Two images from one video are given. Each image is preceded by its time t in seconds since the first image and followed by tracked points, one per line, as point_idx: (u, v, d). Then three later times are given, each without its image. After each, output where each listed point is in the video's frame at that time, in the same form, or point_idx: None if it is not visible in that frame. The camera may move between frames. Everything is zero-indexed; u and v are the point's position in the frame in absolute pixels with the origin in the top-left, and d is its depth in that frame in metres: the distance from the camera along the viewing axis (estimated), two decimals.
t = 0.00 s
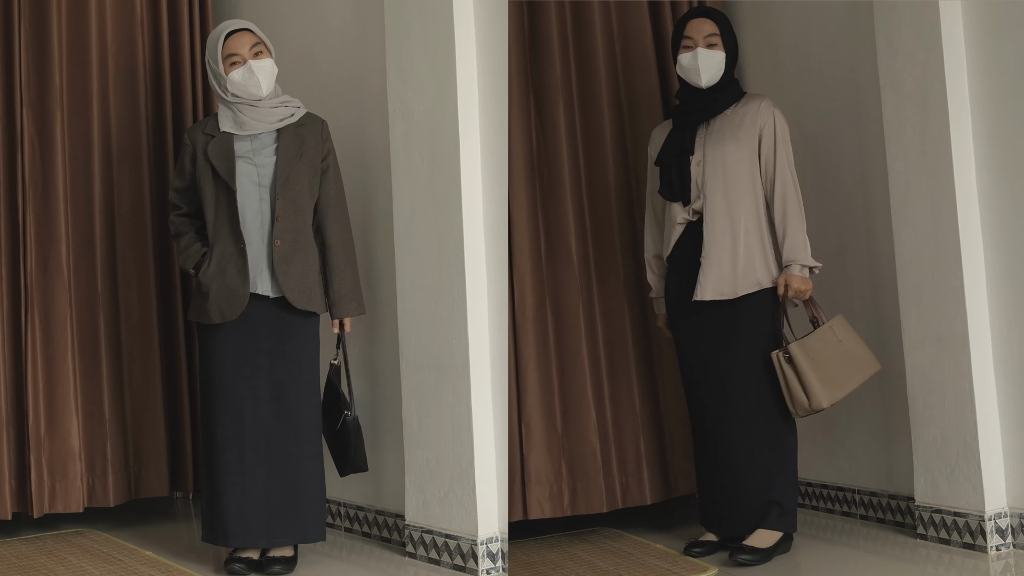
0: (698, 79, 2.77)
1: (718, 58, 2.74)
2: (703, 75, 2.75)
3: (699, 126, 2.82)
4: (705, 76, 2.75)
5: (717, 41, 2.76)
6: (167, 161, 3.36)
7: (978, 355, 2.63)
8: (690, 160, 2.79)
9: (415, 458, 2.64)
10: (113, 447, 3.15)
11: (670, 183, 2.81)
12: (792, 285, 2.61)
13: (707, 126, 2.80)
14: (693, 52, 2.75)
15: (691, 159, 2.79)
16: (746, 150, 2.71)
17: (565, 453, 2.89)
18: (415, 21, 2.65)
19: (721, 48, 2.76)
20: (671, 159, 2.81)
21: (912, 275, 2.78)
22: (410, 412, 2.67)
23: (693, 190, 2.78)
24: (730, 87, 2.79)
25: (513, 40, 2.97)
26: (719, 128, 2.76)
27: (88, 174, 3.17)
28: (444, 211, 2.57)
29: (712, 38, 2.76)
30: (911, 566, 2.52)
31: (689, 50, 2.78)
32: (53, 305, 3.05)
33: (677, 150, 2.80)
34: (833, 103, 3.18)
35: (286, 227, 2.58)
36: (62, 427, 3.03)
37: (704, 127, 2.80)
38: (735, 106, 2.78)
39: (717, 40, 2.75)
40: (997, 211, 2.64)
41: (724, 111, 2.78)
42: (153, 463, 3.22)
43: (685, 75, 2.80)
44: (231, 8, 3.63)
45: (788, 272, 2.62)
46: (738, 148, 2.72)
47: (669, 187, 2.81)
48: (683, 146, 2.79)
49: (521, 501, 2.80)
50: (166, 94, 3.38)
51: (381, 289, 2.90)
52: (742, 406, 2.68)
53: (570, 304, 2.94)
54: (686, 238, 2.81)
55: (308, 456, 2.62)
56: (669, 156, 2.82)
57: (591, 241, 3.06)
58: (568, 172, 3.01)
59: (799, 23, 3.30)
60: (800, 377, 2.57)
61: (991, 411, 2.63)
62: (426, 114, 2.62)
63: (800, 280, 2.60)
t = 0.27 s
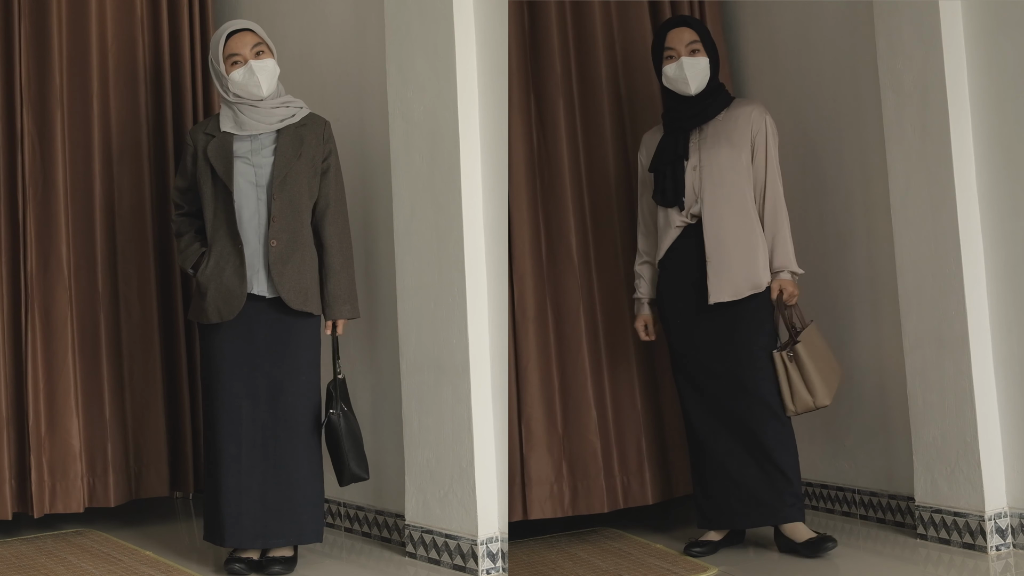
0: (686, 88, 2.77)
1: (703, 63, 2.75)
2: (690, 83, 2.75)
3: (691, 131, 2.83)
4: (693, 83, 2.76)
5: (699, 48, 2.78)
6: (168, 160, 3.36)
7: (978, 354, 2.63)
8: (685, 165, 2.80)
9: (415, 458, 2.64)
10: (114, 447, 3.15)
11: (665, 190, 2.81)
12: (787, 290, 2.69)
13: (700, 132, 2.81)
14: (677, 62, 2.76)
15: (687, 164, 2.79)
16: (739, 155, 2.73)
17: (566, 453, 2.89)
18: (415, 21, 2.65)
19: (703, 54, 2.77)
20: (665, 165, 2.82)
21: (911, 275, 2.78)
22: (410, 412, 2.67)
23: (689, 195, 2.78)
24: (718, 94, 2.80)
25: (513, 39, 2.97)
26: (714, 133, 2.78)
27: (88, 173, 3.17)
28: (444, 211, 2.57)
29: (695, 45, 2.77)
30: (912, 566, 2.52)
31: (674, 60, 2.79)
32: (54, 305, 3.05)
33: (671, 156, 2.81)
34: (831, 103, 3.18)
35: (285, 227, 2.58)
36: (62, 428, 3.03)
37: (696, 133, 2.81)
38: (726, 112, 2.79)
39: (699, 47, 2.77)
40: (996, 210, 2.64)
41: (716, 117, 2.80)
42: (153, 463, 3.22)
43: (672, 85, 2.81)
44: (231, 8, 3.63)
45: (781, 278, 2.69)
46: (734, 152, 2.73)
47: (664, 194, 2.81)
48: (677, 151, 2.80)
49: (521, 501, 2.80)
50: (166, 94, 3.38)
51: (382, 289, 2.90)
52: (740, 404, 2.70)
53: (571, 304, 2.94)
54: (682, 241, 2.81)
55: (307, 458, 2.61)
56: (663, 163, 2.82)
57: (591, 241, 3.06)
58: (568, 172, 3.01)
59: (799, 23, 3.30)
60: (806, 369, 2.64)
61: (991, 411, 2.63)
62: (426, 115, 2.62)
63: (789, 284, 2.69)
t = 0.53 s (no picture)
0: (683, 93, 2.78)
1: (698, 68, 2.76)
2: (688, 90, 2.76)
3: (691, 133, 2.83)
4: (691, 91, 2.76)
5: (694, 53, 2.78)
6: (168, 160, 3.36)
7: (978, 355, 2.63)
8: (686, 165, 2.79)
9: (415, 458, 2.64)
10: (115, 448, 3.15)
11: (666, 190, 2.80)
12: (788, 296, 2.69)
13: (701, 133, 2.81)
14: (674, 70, 2.77)
15: (688, 165, 2.79)
16: (740, 157, 2.73)
17: (566, 453, 2.89)
18: (415, 21, 2.65)
19: (698, 60, 2.78)
20: (666, 165, 2.81)
21: (912, 275, 2.78)
22: (410, 412, 2.67)
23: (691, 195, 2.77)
24: (716, 97, 2.80)
25: (513, 39, 2.97)
26: (715, 134, 2.78)
27: (88, 173, 3.17)
28: (445, 211, 2.57)
29: (689, 52, 2.78)
30: (911, 566, 2.52)
31: (670, 68, 2.80)
32: (54, 305, 3.05)
33: (672, 156, 2.81)
34: (830, 102, 3.18)
35: (286, 228, 2.59)
36: (63, 428, 3.03)
37: (697, 134, 2.81)
38: (726, 114, 2.79)
39: (694, 53, 2.78)
40: (996, 210, 2.64)
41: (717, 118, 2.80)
42: (154, 463, 3.22)
43: (670, 93, 2.82)
44: (231, 8, 3.63)
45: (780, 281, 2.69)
46: (734, 153, 2.73)
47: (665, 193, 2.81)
48: (679, 151, 2.79)
49: (521, 501, 2.80)
50: (165, 94, 3.38)
51: (382, 289, 2.90)
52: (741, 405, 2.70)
53: (571, 304, 2.94)
54: (682, 241, 2.80)
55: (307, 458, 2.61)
56: (664, 163, 2.82)
57: (591, 240, 3.06)
58: (569, 172, 3.01)
59: (799, 24, 3.30)
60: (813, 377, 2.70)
61: (991, 411, 2.63)
62: (426, 115, 2.62)
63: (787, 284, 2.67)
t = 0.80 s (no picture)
0: (685, 93, 2.78)
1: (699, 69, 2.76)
2: (690, 90, 2.76)
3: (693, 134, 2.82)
4: (693, 91, 2.76)
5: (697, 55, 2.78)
6: (168, 160, 3.36)
7: (978, 355, 2.63)
8: (688, 165, 2.78)
9: (415, 458, 2.64)
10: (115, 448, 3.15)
11: (666, 189, 2.80)
12: (792, 295, 2.71)
13: (702, 133, 2.81)
14: (676, 69, 2.77)
15: (690, 164, 2.78)
16: (742, 158, 2.74)
17: (566, 453, 2.89)
18: (415, 21, 2.65)
19: (701, 61, 2.78)
20: (667, 164, 2.81)
21: (911, 275, 2.78)
22: (410, 412, 2.67)
23: (692, 195, 2.77)
24: (719, 98, 2.82)
25: (513, 39, 2.97)
26: (717, 134, 2.78)
27: (88, 173, 3.17)
28: (446, 211, 2.57)
29: (692, 52, 2.78)
30: (912, 566, 2.52)
31: (672, 67, 2.80)
32: (54, 304, 3.05)
33: (674, 156, 2.80)
34: (830, 102, 3.19)
35: (285, 227, 2.58)
36: (64, 427, 3.03)
37: (698, 134, 2.81)
38: (728, 116, 2.80)
39: (696, 53, 2.78)
40: (996, 210, 2.64)
41: (718, 119, 2.80)
42: (153, 463, 3.22)
43: (672, 92, 2.82)
44: (231, 8, 3.63)
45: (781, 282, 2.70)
46: (736, 153, 2.74)
47: (665, 193, 2.80)
48: (680, 151, 2.79)
49: (521, 500, 2.80)
50: (166, 94, 3.38)
51: (383, 289, 2.90)
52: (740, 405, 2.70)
53: (571, 304, 2.94)
54: (682, 242, 2.80)
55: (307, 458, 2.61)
56: (665, 162, 2.81)
57: (592, 239, 3.06)
58: (569, 172, 3.01)
59: (799, 24, 3.31)
60: (811, 375, 2.68)
61: (991, 411, 2.63)
62: (426, 115, 2.62)
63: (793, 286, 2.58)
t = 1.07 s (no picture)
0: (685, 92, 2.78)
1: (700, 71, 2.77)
2: (691, 89, 2.76)
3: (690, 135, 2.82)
4: (693, 91, 2.77)
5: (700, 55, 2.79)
6: (167, 159, 3.36)
7: (978, 355, 2.63)
8: (686, 166, 2.79)
9: (415, 458, 2.64)
10: (115, 448, 3.15)
11: (665, 189, 2.80)
12: (790, 294, 2.69)
13: (700, 134, 2.81)
14: (678, 67, 2.77)
15: (688, 166, 2.79)
16: (740, 158, 2.74)
17: (567, 453, 2.89)
18: (415, 21, 2.65)
19: (703, 61, 2.79)
20: (665, 165, 2.81)
21: (911, 275, 2.78)
22: (409, 412, 2.67)
23: (690, 196, 2.78)
24: (718, 98, 2.82)
25: (513, 39, 2.97)
26: (715, 134, 2.79)
27: (88, 173, 3.18)
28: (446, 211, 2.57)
29: (695, 51, 2.79)
30: (912, 566, 2.52)
31: (674, 66, 2.80)
32: (55, 304, 3.05)
33: (672, 157, 2.80)
34: (830, 102, 3.19)
35: (286, 228, 2.58)
36: (64, 427, 3.03)
37: (696, 135, 2.82)
38: (726, 116, 2.80)
39: (699, 53, 2.78)
40: (996, 209, 2.64)
41: (716, 119, 2.81)
42: (154, 463, 3.22)
43: (672, 91, 2.82)
44: (231, 8, 3.63)
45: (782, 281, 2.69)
46: (734, 154, 2.74)
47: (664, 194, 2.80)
48: (678, 151, 2.79)
49: (521, 501, 2.80)
50: (166, 94, 3.38)
51: (382, 289, 2.90)
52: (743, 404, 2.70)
53: (571, 304, 2.94)
54: (683, 241, 2.81)
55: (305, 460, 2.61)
56: (663, 163, 2.82)
57: (592, 240, 3.07)
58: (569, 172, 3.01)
59: (798, 24, 3.31)
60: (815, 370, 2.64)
61: (991, 411, 2.63)
62: (425, 115, 2.62)
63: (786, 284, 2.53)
